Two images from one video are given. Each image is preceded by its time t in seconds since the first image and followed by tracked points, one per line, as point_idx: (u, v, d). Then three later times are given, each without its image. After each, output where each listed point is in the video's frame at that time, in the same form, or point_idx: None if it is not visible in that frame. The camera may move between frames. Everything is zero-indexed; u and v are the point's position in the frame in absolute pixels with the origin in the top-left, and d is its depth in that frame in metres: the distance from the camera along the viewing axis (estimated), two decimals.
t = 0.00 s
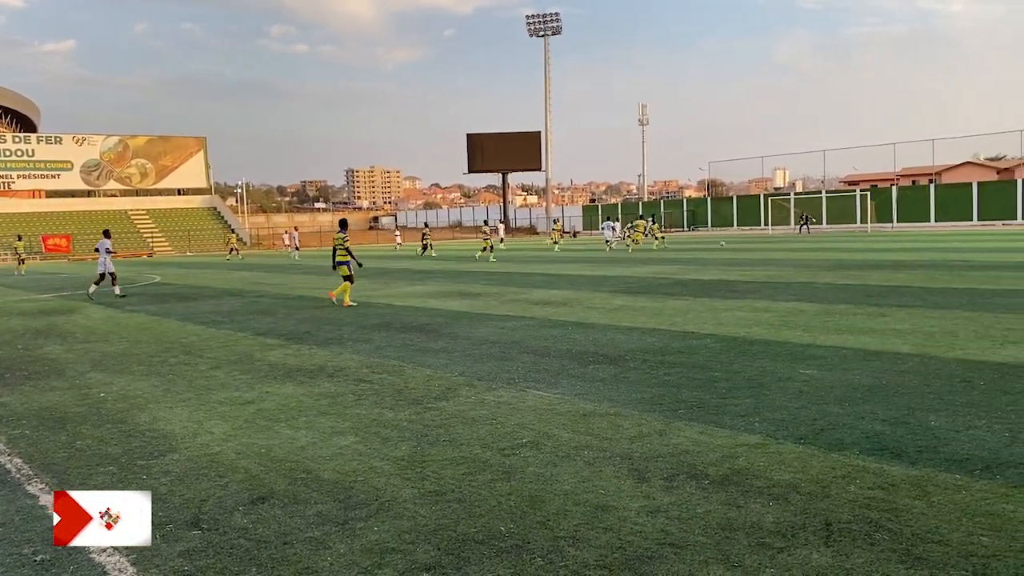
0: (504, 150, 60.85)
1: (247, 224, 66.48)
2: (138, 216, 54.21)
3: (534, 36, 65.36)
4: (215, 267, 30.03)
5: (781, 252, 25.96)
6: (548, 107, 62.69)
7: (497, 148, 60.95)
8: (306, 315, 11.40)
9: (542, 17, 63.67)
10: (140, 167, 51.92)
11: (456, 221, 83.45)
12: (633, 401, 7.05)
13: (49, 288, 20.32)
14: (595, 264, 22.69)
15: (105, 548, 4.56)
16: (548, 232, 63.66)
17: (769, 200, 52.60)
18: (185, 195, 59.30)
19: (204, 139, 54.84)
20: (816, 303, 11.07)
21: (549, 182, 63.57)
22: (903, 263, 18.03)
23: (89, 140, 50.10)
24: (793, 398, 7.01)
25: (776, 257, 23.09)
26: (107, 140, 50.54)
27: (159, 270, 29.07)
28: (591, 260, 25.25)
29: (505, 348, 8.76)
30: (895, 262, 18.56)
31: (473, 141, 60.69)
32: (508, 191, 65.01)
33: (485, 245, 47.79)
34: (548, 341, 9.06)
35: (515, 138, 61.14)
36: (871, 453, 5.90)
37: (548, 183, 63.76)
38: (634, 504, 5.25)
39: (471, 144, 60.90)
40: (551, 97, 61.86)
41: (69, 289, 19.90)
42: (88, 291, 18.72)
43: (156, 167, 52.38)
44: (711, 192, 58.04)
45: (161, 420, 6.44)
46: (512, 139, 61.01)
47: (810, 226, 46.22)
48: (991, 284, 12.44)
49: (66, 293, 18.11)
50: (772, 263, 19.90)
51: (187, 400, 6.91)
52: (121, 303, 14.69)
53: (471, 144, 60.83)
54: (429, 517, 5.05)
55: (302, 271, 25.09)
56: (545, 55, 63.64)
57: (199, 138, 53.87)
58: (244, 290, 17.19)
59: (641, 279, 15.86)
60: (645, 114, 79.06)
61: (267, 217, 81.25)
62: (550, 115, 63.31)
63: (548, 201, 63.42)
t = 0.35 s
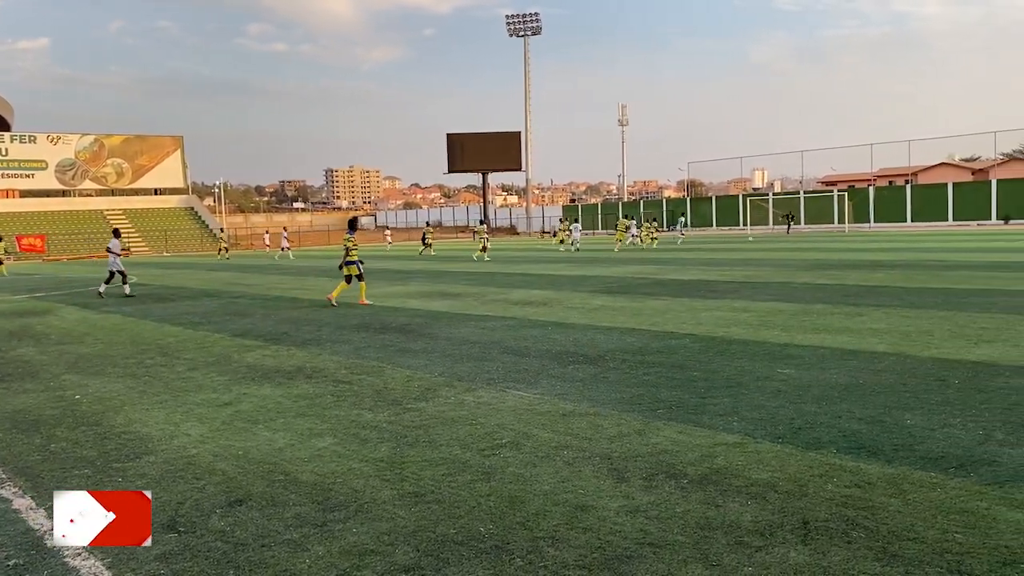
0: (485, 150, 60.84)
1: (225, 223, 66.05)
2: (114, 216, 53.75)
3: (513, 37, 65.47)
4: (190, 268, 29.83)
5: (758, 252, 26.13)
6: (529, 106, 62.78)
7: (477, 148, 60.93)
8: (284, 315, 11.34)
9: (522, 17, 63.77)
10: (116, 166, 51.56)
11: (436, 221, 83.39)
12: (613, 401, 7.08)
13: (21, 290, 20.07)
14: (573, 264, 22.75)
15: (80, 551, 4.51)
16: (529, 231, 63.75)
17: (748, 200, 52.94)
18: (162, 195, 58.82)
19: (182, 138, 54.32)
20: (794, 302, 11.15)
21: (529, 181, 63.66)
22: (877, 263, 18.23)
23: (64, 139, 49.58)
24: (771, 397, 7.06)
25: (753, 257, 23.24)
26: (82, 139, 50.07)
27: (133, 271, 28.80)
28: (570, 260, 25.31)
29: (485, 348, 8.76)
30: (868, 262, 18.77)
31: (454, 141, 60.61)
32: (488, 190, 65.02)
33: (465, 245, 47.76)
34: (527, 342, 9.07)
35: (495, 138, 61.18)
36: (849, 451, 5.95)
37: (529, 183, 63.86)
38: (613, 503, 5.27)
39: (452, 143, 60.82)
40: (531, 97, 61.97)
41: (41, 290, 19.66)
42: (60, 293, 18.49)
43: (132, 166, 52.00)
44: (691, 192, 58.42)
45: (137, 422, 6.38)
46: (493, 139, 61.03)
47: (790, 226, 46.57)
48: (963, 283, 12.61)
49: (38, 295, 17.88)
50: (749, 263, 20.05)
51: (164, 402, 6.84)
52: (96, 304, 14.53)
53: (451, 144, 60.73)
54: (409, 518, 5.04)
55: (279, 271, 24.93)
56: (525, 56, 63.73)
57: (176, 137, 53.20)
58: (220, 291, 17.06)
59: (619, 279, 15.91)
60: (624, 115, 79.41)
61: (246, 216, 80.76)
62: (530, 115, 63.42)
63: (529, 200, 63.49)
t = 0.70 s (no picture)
0: (463, 150, 60.81)
1: (198, 223, 65.52)
2: (85, 216, 53.17)
3: (490, 37, 65.50)
4: (160, 269, 29.51)
5: (731, 252, 26.36)
6: (506, 107, 62.83)
7: (454, 148, 60.84)
8: (259, 316, 11.28)
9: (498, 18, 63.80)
10: (87, 166, 51.20)
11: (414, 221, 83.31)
12: (588, 401, 7.11)
13: None
14: (549, 265, 22.81)
15: (48, 556, 4.45)
16: (508, 231, 63.81)
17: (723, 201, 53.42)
18: (134, 195, 58.20)
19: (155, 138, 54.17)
20: (767, 302, 11.26)
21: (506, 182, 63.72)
22: (847, 264, 18.46)
23: (34, 138, 49.04)
24: (744, 396, 7.12)
25: (726, 257, 23.46)
26: (53, 138, 49.57)
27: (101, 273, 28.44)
28: (544, 260, 25.43)
29: (462, 348, 8.76)
30: (838, 263, 19.04)
31: (432, 141, 60.51)
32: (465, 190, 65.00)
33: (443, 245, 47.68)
34: (504, 342, 9.08)
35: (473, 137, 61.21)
36: (820, 450, 6.02)
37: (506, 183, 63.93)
38: (588, 503, 5.29)
39: (428, 143, 60.70)
40: (508, 97, 62.01)
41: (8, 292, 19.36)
42: (27, 295, 18.22)
43: (104, 165, 51.71)
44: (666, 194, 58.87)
45: (107, 424, 6.32)
46: (470, 139, 61.03)
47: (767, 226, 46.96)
48: (930, 284, 12.83)
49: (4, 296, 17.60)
50: (723, 264, 20.25)
51: (136, 405, 6.78)
52: (65, 305, 14.35)
53: (428, 144, 60.54)
54: (383, 520, 5.02)
55: (252, 272, 24.75)
56: (501, 56, 63.73)
57: (148, 137, 53.02)
58: (192, 293, 16.90)
59: (595, 280, 15.98)
60: (601, 115, 79.69)
61: (220, 216, 80.11)
62: (507, 115, 63.47)
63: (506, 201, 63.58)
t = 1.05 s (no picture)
0: (435, 149, 60.68)
1: (165, 223, 65.06)
2: (50, 216, 52.76)
3: (462, 37, 65.38)
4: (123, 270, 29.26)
5: (699, 253, 26.62)
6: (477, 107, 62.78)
7: (427, 148, 60.75)
8: (226, 317, 11.22)
9: (470, 18, 63.72)
10: (52, 165, 51.20)
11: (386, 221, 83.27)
12: (557, 400, 7.14)
13: None
14: (520, 265, 22.90)
15: (6, 561, 4.40)
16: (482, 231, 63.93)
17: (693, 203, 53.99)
18: (100, 194, 57.69)
19: (122, 138, 54.58)
20: (735, 302, 11.37)
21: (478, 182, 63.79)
22: (812, 264, 18.70)
23: None
24: (711, 395, 7.19)
25: (694, 257, 23.71)
26: (17, 137, 49.42)
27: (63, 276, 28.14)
28: (513, 260, 25.56)
29: (432, 349, 8.78)
30: (802, 264, 19.30)
31: (403, 141, 60.26)
32: (437, 191, 64.96)
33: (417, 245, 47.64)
34: (474, 342, 9.11)
35: (444, 137, 61.19)
36: (785, 448, 6.08)
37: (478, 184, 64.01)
38: (555, 503, 5.28)
39: (400, 143, 60.46)
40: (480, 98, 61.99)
41: None
42: None
43: (69, 165, 51.84)
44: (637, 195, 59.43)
45: (69, 427, 6.26)
46: (442, 140, 61.01)
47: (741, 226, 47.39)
48: (893, 283, 13.05)
49: None
50: (691, 264, 20.44)
51: (98, 407, 6.73)
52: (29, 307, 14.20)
53: (400, 145, 60.33)
54: (349, 521, 4.98)
55: (220, 273, 24.61)
56: (473, 57, 63.66)
57: (114, 137, 53.34)
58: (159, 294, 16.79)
59: (566, 280, 16.07)
60: (573, 115, 80.06)
61: (188, 216, 79.48)
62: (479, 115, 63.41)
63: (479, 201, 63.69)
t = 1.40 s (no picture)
0: (410, 149, 60.53)
1: (138, 223, 64.55)
2: (20, 215, 52.34)
3: (437, 37, 65.19)
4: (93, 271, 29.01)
5: (674, 253, 26.82)
6: (452, 107, 62.66)
7: (402, 148, 60.60)
8: (200, 318, 11.17)
9: (445, 18, 63.57)
10: (22, 163, 51.04)
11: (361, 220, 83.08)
12: (532, 401, 7.17)
13: None
14: (497, 264, 22.96)
15: None
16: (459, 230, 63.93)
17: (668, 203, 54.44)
18: (71, 194, 57.13)
19: (92, 135, 54.17)
20: (709, 302, 11.48)
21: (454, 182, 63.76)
22: (784, 265, 18.92)
23: None
24: (684, 394, 7.25)
25: (668, 257, 23.92)
26: None
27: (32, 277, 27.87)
28: (489, 260, 25.66)
29: (408, 350, 8.79)
30: (774, 264, 19.54)
31: (378, 141, 60.04)
32: (413, 190, 64.85)
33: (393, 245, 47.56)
34: (450, 342, 9.14)
35: (419, 137, 61.10)
36: (757, 447, 6.14)
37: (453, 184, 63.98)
38: (529, 503, 5.28)
39: (376, 142, 60.25)
40: (455, 97, 61.83)
41: None
42: None
43: (39, 164, 51.65)
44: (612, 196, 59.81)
45: (38, 430, 6.20)
46: (417, 139, 60.92)
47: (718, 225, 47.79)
48: (863, 283, 13.24)
49: None
50: (667, 264, 20.60)
51: (67, 409, 6.68)
52: None
53: (376, 144, 60.12)
54: (321, 523, 4.94)
55: (192, 274, 24.48)
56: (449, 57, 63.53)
57: (86, 135, 53.13)
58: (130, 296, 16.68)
59: (542, 280, 16.15)
60: (548, 115, 80.18)
61: (161, 216, 78.85)
62: (454, 115, 63.27)
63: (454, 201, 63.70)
